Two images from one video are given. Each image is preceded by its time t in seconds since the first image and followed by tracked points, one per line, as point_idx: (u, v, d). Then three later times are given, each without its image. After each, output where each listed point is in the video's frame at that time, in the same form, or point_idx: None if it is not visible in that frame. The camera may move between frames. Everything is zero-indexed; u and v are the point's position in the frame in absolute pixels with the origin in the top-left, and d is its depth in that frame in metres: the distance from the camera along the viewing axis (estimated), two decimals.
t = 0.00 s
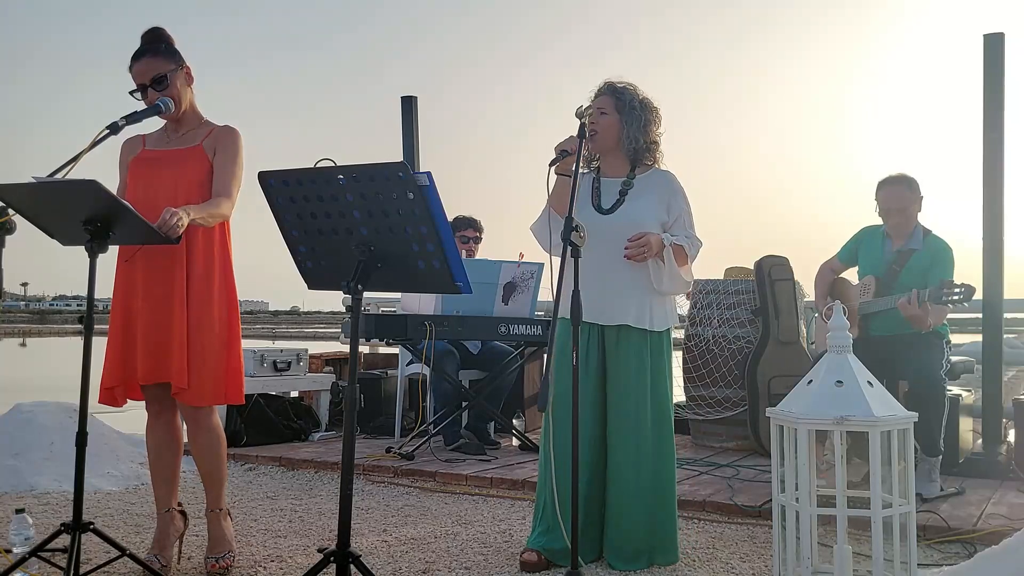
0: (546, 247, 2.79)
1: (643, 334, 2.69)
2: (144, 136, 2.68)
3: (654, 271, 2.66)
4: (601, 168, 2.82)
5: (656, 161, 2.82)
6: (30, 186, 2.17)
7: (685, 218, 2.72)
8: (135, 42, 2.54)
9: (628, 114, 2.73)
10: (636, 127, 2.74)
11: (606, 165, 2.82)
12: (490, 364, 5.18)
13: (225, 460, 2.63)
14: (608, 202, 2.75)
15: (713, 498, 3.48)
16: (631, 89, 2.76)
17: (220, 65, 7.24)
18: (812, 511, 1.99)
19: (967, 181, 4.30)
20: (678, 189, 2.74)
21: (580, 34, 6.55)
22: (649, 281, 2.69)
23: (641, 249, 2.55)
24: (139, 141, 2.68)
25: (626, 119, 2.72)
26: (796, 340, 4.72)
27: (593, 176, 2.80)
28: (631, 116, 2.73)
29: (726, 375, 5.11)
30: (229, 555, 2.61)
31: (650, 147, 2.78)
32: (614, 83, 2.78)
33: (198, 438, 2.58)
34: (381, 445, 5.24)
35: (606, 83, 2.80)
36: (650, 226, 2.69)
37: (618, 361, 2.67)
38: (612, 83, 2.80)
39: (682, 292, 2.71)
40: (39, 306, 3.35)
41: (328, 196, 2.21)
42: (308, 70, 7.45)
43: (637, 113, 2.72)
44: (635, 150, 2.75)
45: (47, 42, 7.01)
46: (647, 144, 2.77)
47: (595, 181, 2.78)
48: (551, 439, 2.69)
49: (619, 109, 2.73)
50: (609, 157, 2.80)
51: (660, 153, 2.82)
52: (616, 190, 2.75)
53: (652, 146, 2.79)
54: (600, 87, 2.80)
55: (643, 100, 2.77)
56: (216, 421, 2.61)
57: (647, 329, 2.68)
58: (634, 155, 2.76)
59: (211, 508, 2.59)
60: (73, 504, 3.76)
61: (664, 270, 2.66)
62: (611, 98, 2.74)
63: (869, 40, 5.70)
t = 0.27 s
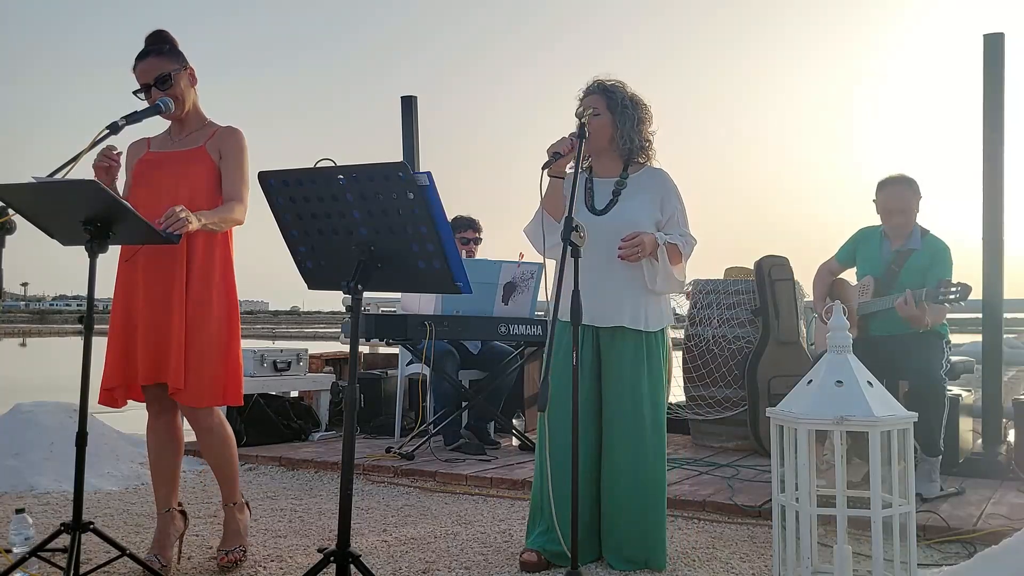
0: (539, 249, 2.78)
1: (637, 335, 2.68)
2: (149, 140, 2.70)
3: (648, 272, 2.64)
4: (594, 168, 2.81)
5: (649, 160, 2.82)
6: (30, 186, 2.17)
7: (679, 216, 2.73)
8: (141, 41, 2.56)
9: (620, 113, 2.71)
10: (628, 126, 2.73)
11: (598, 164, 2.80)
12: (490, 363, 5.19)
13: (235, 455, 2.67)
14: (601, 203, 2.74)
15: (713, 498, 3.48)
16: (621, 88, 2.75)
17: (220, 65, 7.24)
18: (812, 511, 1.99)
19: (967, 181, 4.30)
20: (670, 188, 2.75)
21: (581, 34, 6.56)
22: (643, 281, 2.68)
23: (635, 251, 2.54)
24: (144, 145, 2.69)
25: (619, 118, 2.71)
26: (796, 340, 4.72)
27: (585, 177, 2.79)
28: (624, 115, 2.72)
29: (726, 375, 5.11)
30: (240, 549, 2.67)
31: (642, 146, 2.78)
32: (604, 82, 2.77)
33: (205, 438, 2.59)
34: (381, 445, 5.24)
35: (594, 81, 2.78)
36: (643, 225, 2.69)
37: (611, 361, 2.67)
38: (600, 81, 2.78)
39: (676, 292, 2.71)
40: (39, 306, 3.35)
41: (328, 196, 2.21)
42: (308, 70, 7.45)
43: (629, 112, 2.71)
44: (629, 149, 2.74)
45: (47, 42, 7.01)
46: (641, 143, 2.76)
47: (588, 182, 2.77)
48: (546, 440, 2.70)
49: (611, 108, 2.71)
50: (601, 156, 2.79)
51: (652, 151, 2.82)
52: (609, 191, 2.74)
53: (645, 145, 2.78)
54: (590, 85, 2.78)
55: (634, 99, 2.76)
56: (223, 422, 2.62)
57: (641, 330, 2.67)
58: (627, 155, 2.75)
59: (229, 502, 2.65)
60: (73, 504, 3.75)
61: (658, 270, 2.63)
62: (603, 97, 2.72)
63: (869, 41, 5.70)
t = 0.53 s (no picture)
0: (531, 253, 2.77)
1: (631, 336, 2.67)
2: (159, 141, 2.71)
3: (642, 273, 2.66)
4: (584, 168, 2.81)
5: (639, 157, 2.82)
6: (30, 187, 2.17)
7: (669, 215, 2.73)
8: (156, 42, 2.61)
9: (609, 112, 2.72)
10: (617, 125, 2.73)
11: (587, 164, 2.80)
12: (490, 364, 5.19)
13: (244, 457, 2.66)
14: (592, 205, 2.74)
15: (713, 498, 3.48)
16: (608, 86, 2.75)
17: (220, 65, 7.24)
18: (812, 511, 1.99)
19: (967, 181, 4.30)
20: (659, 185, 2.75)
21: (580, 34, 6.56)
22: (634, 282, 2.68)
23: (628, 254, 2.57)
24: (155, 145, 2.70)
25: (608, 117, 2.72)
26: (796, 340, 4.72)
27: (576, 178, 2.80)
28: (613, 114, 2.72)
29: (726, 375, 5.11)
30: (241, 552, 2.65)
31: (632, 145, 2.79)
32: (590, 81, 2.78)
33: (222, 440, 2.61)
34: (381, 445, 5.24)
35: (580, 82, 2.79)
36: (633, 225, 2.69)
37: (607, 361, 2.67)
38: (585, 81, 2.80)
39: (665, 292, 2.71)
40: (40, 306, 3.36)
41: (328, 196, 2.21)
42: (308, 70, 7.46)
43: (617, 111, 2.72)
44: (619, 149, 2.74)
45: (47, 42, 7.02)
46: (630, 140, 2.77)
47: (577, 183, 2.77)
48: (541, 441, 2.70)
49: (599, 108, 2.71)
50: (590, 156, 2.79)
51: (641, 148, 2.82)
52: (600, 192, 2.74)
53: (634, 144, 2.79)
54: (576, 86, 2.79)
55: (620, 98, 2.78)
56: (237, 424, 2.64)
57: (635, 332, 2.67)
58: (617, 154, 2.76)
59: (230, 506, 2.64)
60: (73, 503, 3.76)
61: (652, 271, 2.65)
62: (590, 96, 2.72)
63: (870, 40, 5.69)
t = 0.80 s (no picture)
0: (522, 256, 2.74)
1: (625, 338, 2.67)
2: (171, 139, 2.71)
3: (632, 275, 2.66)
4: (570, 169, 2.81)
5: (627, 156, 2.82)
6: (29, 187, 2.17)
7: (659, 214, 2.73)
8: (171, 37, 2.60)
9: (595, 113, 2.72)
10: (603, 126, 2.73)
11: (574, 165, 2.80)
12: (490, 364, 5.19)
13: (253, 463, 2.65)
14: (582, 208, 2.73)
15: (713, 498, 3.48)
16: (594, 86, 2.73)
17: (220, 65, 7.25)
18: (812, 511, 1.99)
19: (967, 181, 4.30)
20: (648, 185, 2.74)
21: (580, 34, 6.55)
22: (626, 283, 2.69)
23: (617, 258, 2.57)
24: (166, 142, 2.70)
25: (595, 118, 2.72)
26: (796, 340, 4.72)
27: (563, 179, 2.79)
28: (599, 114, 2.72)
29: (726, 375, 5.11)
30: (240, 553, 2.64)
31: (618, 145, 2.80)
32: (576, 80, 2.75)
33: (234, 437, 2.63)
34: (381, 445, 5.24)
35: (566, 81, 2.75)
36: (624, 227, 2.69)
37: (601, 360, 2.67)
38: (570, 81, 2.77)
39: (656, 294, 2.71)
40: (40, 306, 3.36)
41: (328, 196, 2.21)
42: (308, 70, 7.46)
43: (604, 111, 2.73)
44: (606, 149, 2.74)
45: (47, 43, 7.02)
46: (616, 141, 2.77)
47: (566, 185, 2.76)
48: (536, 441, 2.71)
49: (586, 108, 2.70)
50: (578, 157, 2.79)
51: (628, 147, 2.82)
52: (590, 193, 2.73)
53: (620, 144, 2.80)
54: (563, 85, 2.76)
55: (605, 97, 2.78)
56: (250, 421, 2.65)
57: (628, 333, 2.66)
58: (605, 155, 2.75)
59: (235, 507, 2.65)
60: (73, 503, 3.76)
61: (642, 273, 2.66)
62: (577, 96, 2.69)
63: (869, 41, 5.70)
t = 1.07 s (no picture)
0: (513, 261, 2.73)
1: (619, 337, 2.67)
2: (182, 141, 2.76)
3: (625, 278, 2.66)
4: (560, 170, 2.82)
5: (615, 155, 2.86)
6: (29, 186, 2.17)
7: (652, 214, 2.73)
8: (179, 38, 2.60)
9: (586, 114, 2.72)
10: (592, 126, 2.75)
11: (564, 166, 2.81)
12: (490, 364, 5.19)
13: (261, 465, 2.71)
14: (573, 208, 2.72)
15: (713, 498, 3.48)
16: (581, 86, 2.73)
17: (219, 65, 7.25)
18: (812, 510, 1.99)
19: (967, 181, 4.30)
20: (640, 185, 2.75)
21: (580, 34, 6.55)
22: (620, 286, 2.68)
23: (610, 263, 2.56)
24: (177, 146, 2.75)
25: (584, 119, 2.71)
26: (796, 340, 4.72)
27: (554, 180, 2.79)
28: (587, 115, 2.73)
29: (726, 375, 5.11)
30: (241, 553, 2.64)
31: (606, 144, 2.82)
32: (563, 81, 2.74)
33: (243, 437, 2.68)
34: (381, 445, 5.24)
35: (553, 82, 2.74)
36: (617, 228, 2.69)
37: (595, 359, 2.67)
38: (557, 82, 2.76)
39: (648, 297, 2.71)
40: (40, 305, 3.36)
41: (328, 196, 2.21)
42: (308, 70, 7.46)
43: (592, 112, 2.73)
44: (596, 150, 2.76)
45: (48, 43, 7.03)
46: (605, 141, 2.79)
47: (557, 186, 2.76)
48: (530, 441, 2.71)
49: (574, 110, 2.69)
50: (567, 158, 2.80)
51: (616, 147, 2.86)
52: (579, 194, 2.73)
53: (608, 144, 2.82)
54: (550, 86, 2.74)
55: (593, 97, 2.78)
56: (262, 419, 2.71)
57: (622, 334, 2.67)
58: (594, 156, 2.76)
59: (238, 507, 2.66)
60: (73, 503, 3.76)
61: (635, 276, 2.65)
62: (565, 98, 2.69)
63: (869, 40, 5.69)
